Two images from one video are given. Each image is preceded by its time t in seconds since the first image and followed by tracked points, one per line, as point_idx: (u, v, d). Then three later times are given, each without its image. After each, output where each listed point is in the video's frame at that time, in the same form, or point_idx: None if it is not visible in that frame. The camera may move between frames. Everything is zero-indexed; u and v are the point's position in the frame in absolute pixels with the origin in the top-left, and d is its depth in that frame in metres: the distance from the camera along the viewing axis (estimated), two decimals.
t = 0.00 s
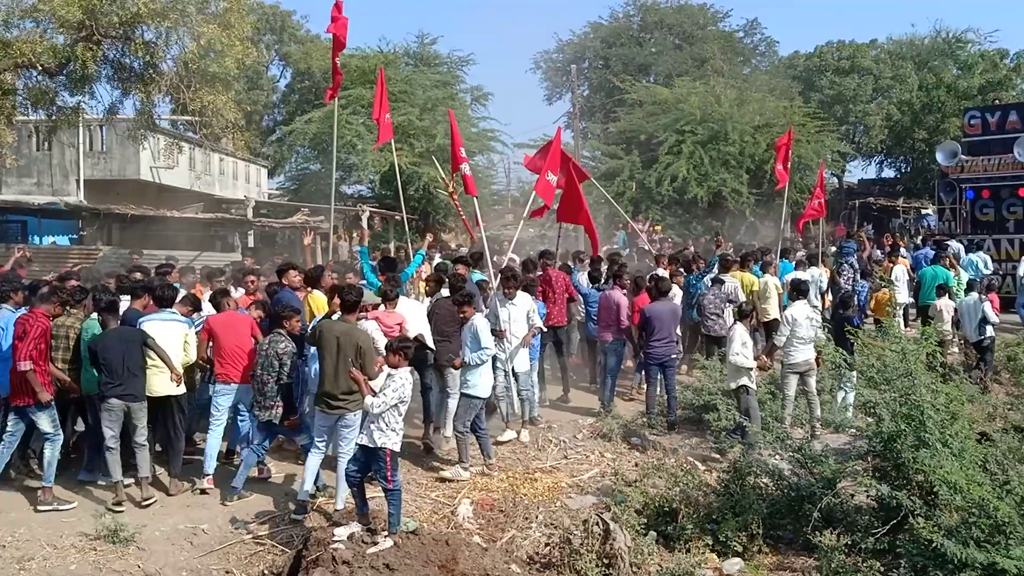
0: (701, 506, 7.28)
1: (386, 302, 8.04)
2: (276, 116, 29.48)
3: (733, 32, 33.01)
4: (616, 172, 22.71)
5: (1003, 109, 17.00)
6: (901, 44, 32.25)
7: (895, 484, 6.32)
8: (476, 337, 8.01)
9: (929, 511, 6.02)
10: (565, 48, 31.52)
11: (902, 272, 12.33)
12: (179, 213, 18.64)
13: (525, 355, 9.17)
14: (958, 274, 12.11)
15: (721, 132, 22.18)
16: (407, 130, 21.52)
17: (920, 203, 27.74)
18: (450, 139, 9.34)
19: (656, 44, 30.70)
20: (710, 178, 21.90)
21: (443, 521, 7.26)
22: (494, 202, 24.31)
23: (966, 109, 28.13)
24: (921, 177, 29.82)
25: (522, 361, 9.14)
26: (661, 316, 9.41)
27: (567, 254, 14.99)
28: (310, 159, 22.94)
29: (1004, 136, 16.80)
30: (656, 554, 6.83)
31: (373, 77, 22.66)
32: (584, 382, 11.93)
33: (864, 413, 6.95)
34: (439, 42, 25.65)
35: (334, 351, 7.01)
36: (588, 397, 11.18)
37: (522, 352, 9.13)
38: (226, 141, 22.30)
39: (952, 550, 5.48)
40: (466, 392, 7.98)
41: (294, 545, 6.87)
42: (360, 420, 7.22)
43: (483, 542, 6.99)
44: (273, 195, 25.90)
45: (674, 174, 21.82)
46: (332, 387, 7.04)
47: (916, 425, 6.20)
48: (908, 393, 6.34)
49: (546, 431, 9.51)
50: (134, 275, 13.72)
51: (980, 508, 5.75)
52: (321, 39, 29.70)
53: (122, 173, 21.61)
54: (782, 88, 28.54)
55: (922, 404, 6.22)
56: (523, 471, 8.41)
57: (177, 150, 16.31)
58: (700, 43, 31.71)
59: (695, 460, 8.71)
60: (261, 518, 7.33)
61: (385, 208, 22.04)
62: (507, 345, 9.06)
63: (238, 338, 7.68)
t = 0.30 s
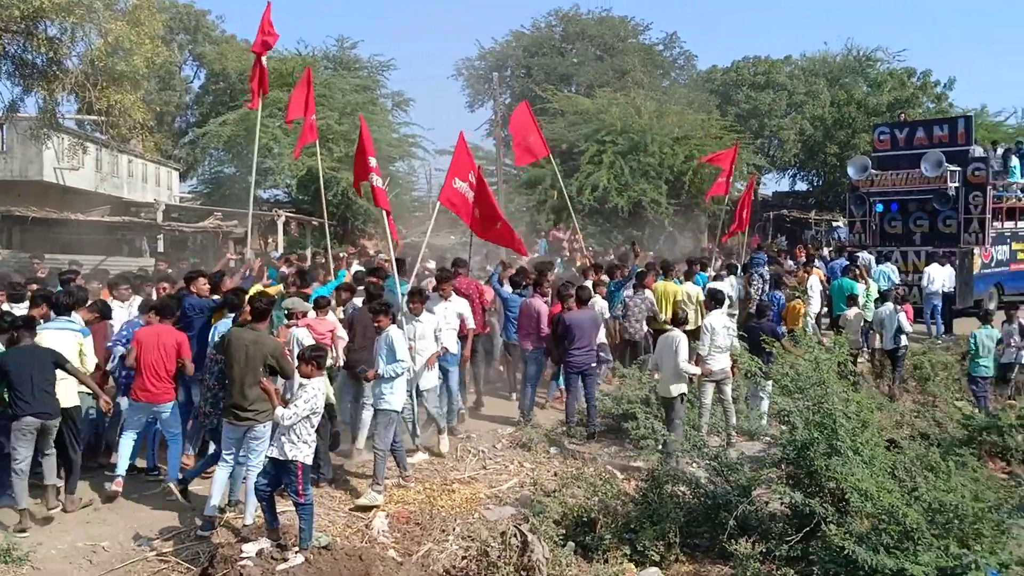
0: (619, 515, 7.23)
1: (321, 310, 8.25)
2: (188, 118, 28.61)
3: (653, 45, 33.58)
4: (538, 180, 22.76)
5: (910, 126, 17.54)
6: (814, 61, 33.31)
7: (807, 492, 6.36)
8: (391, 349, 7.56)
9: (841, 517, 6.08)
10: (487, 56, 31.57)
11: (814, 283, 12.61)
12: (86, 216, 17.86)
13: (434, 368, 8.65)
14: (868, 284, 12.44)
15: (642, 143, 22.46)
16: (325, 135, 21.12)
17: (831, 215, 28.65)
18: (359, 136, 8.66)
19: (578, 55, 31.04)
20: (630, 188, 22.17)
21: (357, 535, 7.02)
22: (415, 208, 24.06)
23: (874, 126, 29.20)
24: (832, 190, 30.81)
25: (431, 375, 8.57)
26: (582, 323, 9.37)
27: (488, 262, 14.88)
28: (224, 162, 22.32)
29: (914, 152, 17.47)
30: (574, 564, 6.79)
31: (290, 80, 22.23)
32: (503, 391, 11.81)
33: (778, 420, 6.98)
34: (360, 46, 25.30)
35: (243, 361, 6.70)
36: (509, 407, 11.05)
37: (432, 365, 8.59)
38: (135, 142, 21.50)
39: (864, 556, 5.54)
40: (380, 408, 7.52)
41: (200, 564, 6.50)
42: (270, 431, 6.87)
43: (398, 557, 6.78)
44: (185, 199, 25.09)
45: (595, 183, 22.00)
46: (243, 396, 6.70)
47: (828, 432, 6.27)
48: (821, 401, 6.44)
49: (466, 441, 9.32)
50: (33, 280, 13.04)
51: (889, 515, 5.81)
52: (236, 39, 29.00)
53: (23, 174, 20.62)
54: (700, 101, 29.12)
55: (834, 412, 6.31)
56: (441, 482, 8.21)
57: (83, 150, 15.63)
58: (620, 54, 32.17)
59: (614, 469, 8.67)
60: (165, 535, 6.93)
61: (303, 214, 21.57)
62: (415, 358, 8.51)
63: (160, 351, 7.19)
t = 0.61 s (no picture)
0: (553, 530, 7.08)
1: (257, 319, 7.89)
2: (110, 125, 27.69)
3: (586, 56, 33.82)
4: (472, 189, 22.61)
5: (838, 137, 17.81)
6: (744, 73, 33.97)
7: (740, 501, 6.27)
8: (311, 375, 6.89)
9: (775, 528, 6.02)
10: (420, 64, 31.36)
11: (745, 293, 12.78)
12: None
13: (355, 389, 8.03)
14: (798, 293, 12.63)
15: (575, 153, 22.52)
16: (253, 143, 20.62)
17: (762, 225, 29.20)
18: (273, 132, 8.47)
19: (512, 64, 31.09)
20: (564, 198, 22.21)
21: (283, 557, 6.70)
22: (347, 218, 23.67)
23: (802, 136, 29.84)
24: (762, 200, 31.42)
25: (347, 396, 7.91)
26: (514, 335, 9.22)
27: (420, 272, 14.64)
28: (148, 171, 21.64)
29: (840, 163, 17.71)
30: None
31: (216, 87, 21.65)
32: (438, 404, 11.58)
33: (711, 430, 6.90)
34: (289, 52, 24.84)
35: (160, 379, 6.32)
36: (443, 421, 10.79)
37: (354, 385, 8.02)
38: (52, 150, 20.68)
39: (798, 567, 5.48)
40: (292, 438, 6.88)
41: None
42: (190, 451, 6.53)
43: None
44: (106, 208, 24.22)
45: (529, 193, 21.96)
46: (161, 417, 6.35)
47: (760, 442, 6.18)
48: (753, 411, 6.36)
49: (398, 457, 9.05)
50: None
51: (822, 524, 5.75)
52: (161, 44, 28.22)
53: None
54: (632, 111, 29.40)
55: (765, 422, 6.25)
56: (371, 499, 7.92)
57: None
58: (553, 64, 32.33)
59: (550, 482, 8.52)
60: (80, 561, 6.49)
61: (230, 223, 21.01)
62: (329, 373, 7.91)
63: (61, 368, 6.80)
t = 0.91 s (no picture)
0: (509, 539, 6.95)
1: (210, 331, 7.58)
2: (48, 132, 26.91)
3: (535, 60, 33.84)
4: (422, 194, 22.44)
5: (787, 140, 18.17)
6: (692, 77, 34.34)
7: (697, 504, 6.23)
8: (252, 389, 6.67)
9: (731, 531, 5.95)
10: (367, 69, 31.07)
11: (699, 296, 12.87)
12: None
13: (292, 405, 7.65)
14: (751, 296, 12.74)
15: (526, 157, 22.49)
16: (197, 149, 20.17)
17: (712, 228, 29.54)
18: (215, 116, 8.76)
19: (461, 69, 31.02)
20: (515, 203, 22.17)
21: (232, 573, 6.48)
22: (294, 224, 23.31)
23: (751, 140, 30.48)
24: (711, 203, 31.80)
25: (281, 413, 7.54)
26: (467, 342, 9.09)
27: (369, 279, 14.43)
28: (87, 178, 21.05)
29: (789, 166, 18.04)
30: None
31: (157, 92, 21.15)
32: (391, 412, 11.39)
33: (666, 434, 6.85)
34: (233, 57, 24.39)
35: (100, 393, 6.11)
36: (396, 430, 10.60)
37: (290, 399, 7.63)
38: None
39: (753, 569, 5.43)
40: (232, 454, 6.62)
41: None
42: (133, 466, 6.26)
43: None
44: (43, 217, 23.49)
45: (480, 198, 21.86)
46: (101, 432, 6.10)
47: (715, 445, 6.14)
48: (707, 414, 6.31)
49: (350, 467, 8.85)
50: None
51: (777, 526, 5.72)
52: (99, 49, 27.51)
53: None
54: (581, 116, 29.49)
55: (720, 426, 6.21)
56: (323, 512, 7.72)
57: None
58: (502, 69, 32.32)
59: (505, 490, 8.41)
60: None
61: (174, 231, 20.52)
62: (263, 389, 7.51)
63: None
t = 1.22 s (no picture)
0: (486, 541, 6.91)
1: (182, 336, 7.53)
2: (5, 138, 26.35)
3: (500, 61, 33.88)
4: (390, 197, 22.35)
5: (752, 139, 18.39)
6: (656, 77, 34.58)
7: (671, 502, 6.26)
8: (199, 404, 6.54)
9: (705, 528, 5.99)
10: (330, 71, 30.91)
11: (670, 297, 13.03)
12: None
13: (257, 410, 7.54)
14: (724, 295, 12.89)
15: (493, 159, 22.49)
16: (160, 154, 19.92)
17: (678, 226, 29.79)
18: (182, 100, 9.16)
19: (426, 70, 30.99)
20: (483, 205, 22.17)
21: None
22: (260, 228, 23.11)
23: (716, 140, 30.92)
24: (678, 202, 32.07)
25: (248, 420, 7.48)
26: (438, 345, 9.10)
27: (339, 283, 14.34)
28: (47, 185, 20.67)
29: (756, 164, 18.26)
30: None
31: (119, 97, 20.82)
32: (363, 416, 11.33)
33: (640, 433, 6.88)
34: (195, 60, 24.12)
35: (68, 402, 5.98)
36: (368, 434, 10.55)
37: (251, 404, 7.48)
38: None
39: (729, 566, 5.48)
40: (185, 470, 6.50)
41: None
42: (104, 476, 6.15)
43: None
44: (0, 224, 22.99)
45: (448, 200, 21.82)
46: (70, 442, 5.99)
47: (688, 444, 6.18)
48: (680, 413, 6.36)
49: (323, 473, 8.79)
50: None
51: (751, 522, 5.78)
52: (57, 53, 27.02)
53: None
54: (547, 116, 29.57)
55: (692, 423, 6.24)
56: (296, 518, 7.67)
57: None
58: (467, 70, 32.33)
59: (480, 491, 8.42)
60: None
61: (138, 237, 20.23)
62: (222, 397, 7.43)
63: None
